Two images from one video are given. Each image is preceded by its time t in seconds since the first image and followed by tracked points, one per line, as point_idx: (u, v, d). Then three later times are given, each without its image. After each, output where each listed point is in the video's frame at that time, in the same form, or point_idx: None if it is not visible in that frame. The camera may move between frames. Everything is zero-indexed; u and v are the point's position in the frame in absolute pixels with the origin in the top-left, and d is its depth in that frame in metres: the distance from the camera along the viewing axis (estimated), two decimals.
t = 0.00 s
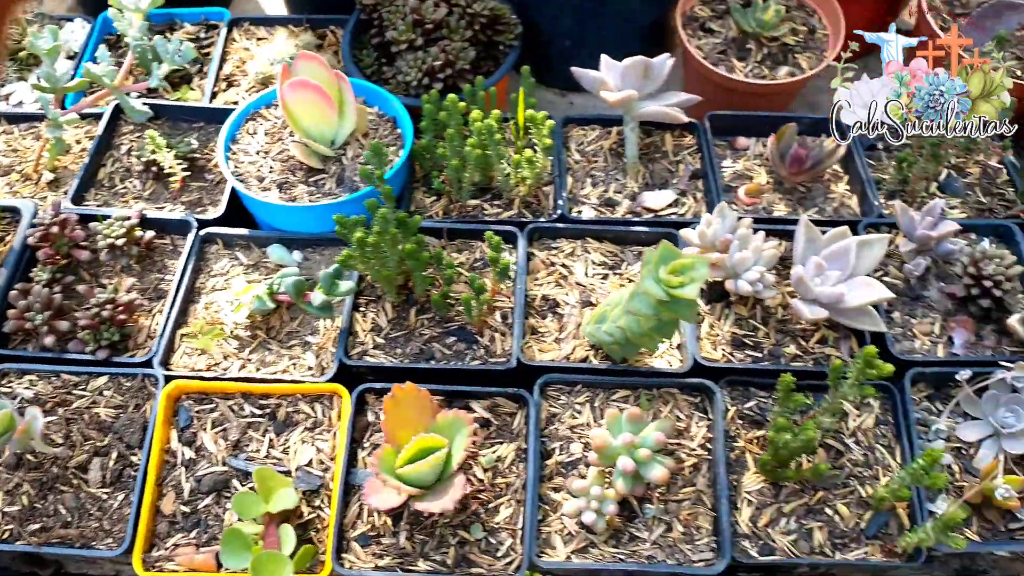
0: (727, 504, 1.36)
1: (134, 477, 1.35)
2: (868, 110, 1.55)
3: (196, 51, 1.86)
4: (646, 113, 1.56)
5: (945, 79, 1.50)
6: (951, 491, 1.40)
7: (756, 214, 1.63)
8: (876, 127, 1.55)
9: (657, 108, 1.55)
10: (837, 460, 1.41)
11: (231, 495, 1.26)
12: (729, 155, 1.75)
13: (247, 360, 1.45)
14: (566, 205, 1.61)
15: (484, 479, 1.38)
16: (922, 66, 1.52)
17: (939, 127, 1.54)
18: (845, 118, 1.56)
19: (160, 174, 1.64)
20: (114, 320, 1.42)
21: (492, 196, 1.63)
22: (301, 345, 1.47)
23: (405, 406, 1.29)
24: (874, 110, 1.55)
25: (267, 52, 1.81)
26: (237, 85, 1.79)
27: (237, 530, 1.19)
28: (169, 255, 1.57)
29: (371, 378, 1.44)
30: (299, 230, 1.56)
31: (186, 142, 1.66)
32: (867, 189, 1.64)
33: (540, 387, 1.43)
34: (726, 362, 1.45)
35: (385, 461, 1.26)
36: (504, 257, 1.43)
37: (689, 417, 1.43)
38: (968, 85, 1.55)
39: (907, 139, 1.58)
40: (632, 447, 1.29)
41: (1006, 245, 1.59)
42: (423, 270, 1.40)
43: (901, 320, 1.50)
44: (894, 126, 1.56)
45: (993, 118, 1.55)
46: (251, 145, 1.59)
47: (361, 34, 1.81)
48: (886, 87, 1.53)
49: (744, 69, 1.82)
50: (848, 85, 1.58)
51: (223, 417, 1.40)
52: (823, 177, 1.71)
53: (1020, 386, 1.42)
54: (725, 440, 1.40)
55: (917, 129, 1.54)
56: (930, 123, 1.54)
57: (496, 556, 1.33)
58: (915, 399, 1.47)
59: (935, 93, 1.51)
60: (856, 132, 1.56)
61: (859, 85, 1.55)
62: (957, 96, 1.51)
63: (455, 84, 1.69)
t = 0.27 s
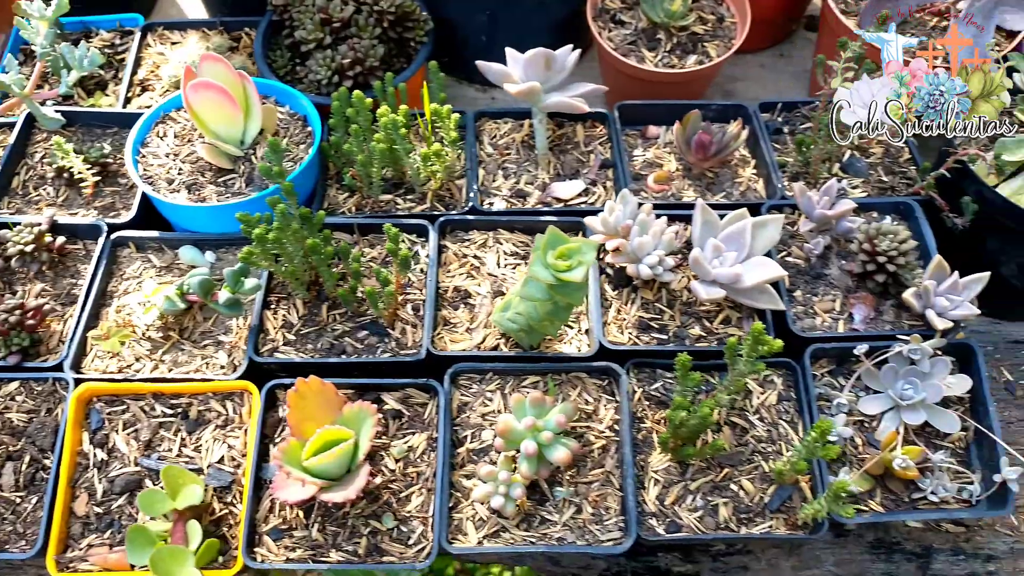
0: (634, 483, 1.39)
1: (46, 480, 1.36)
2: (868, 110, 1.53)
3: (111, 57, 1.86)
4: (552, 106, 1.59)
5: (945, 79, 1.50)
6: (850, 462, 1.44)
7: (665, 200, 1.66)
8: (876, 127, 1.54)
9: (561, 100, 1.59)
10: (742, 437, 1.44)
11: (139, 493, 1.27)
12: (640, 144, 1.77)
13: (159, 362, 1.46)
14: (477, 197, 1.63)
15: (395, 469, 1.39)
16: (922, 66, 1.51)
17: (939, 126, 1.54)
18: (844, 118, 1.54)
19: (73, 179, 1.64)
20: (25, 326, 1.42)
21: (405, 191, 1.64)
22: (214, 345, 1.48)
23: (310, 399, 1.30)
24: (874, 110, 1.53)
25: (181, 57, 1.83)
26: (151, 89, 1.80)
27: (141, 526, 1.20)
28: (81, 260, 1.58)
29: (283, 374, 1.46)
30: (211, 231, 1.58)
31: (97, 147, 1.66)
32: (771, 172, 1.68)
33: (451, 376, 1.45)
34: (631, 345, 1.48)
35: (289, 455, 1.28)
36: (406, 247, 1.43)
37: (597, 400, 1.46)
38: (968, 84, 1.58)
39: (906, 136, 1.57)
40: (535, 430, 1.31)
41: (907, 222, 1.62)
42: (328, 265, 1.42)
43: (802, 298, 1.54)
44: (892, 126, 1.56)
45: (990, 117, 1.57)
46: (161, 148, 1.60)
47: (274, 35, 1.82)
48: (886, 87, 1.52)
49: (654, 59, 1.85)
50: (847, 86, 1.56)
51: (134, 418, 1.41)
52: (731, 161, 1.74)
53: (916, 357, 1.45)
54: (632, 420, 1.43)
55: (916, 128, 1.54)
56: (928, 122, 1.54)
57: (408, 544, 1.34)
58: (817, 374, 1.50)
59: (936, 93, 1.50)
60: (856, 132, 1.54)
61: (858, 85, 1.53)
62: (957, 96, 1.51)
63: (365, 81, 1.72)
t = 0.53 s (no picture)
0: (581, 471, 1.41)
1: (4, 467, 1.39)
2: (868, 110, 1.53)
3: (78, 56, 1.89)
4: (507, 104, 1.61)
5: (945, 79, 1.47)
6: (794, 451, 1.47)
7: (619, 195, 1.69)
8: (876, 127, 1.54)
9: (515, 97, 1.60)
10: (688, 426, 1.47)
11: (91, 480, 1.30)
12: (597, 141, 1.81)
13: (117, 353, 1.48)
14: (433, 192, 1.66)
15: (347, 458, 1.42)
16: (922, 66, 1.50)
17: (939, 126, 1.52)
18: (845, 118, 1.55)
19: (36, 175, 1.67)
20: None
21: (363, 186, 1.68)
22: (172, 337, 1.51)
23: (260, 387, 1.33)
24: (874, 110, 1.53)
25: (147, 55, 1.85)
26: (116, 88, 1.82)
27: (92, 509, 1.21)
28: (43, 254, 1.60)
29: (239, 365, 1.49)
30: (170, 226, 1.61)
31: (61, 144, 1.69)
32: (723, 169, 1.71)
33: (403, 367, 1.47)
34: (581, 336, 1.51)
35: (239, 442, 1.30)
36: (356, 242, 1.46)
37: (547, 390, 1.49)
38: (968, 84, 1.56)
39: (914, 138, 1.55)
40: (481, 419, 1.34)
41: (856, 218, 1.65)
42: (281, 258, 1.45)
43: (750, 291, 1.57)
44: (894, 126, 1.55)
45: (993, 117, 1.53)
46: (121, 144, 1.64)
47: (238, 35, 1.85)
48: (886, 87, 1.52)
49: (612, 58, 1.89)
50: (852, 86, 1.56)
51: (91, 408, 1.43)
52: (685, 158, 1.78)
53: (859, 348, 1.47)
54: (580, 410, 1.46)
55: (918, 129, 1.52)
56: (929, 123, 1.52)
57: (358, 530, 1.36)
58: (763, 364, 1.53)
59: (936, 93, 1.48)
60: (856, 132, 1.55)
61: (859, 84, 1.54)
62: (957, 96, 1.48)
63: (325, 79, 1.77)
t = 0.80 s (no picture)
0: (551, 452, 1.41)
1: None
2: (868, 110, 1.54)
3: (68, 37, 1.91)
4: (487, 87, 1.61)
5: (945, 79, 1.47)
6: (766, 437, 1.47)
7: (600, 180, 1.69)
8: (876, 127, 1.54)
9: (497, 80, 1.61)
10: (660, 410, 1.48)
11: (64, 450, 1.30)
12: (581, 127, 1.81)
13: (97, 328, 1.50)
14: (414, 175, 1.67)
15: (320, 435, 1.43)
16: (923, 67, 1.52)
17: (940, 127, 1.51)
18: (845, 118, 1.57)
19: (22, 153, 1.69)
20: None
21: (344, 168, 1.70)
22: (151, 313, 1.52)
23: (233, 363, 1.34)
24: (874, 110, 1.54)
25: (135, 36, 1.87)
26: (105, 68, 1.84)
27: (62, 479, 1.22)
28: (27, 230, 1.62)
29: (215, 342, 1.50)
30: (152, 204, 1.62)
31: (47, 122, 1.71)
32: (704, 156, 1.72)
33: (378, 346, 1.49)
34: (556, 319, 1.52)
35: (210, 416, 1.31)
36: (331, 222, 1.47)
37: (521, 371, 1.50)
38: (967, 85, 1.56)
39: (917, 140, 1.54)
40: (451, 398, 1.35)
41: (836, 206, 1.65)
42: (258, 236, 1.45)
43: (726, 277, 1.58)
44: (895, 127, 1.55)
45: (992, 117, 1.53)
46: (105, 122, 1.66)
47: (225, 17, 1.86)
48: (886, 88, 1.54)
49: (598, 44, 1.89)
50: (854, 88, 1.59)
51: (69, 381, 1.45)
52: (668, 145, 1.78)
53: (832, 334, 1.47)
54: (553, 391, 1.47)
55: (918, 128, 1.52)
56: (930, 124, 1.51)
57: (328, 507, 1.37)
58: (737, 350, 1.53)
59: (935, 93, 1.47)
60: (856, 131, 1.55)
61: (860, 85, 1.57)
62: (957, 96, 1.47)
63: (310, 61, 1.78)
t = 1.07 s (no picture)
0: (540, 440, 1.42)
1: None
2: (868, 110, 1.54)
3: (77, 20, 1.93)
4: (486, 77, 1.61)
5: (945, 79, 1.46)
6: (755, 430, 1.46)
7: (598, 172, 1.69)
8: (876, 127, 1.53)
9: (494, 69, 1.61)
10: (650, 401, 1.48)
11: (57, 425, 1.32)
12: (581, 118, 1.82)
13: (95, 307, 1.52)
14: (412, 162, 1.69)
15: (310, 417, 1.44)
16: (923, 67, 1.52)
17: (940, 127, 1.50)
18: (845, 118, 1.57)
19: (27, 133, 1.71)
20: None
21: (344, 155, 1.71)
22: (148, 294, 1.54)
23: (225, 343, 1.36)
24: (874, 110, 1.54)
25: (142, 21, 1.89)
26: (111, 52, 1.86)
27: (54, 454, 1.24)
28: (30, 209, 1.64)
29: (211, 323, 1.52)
30: (153, 186, 1.65)
31: (52, 104, 1.73)
32: (703, 149, 1.72)
33: (371, 331, 1.49)
34: (548, 308, 1.52)
35: (201, 395, 1.32)
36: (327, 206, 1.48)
37: (512, 359, 1.50)
38: (967, 85, 1.54)
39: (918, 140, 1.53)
40: (440, 382, 1.36)
41: (834, 202, 1.64)
42: (255, 219, 1.46)
43: (720, 271, 1.58)
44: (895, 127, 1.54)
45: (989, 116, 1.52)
46: (109, 105, 1.69)
47: (231, 3, 1.88)
48: (886, 88, 1.55)
49: (601, 37, 1.89)
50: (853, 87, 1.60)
51: (66, 358, 1.47)
52: (667, 138, 1.78)
53: (824, 329, 1.46)
54: (543, 380, 1.47)
55: (918, 128, 1.51)
56: (930, 124, 1.51)
57: (317, 488, 1.38)
58: (729, 343, 1.53)
59: (935, 93, 1.47)
60: (855, 131, 1.55)
61: (860, 86, 1.58)
62: (957, 96, 1.47)
63: (312, 48, 1.82)
